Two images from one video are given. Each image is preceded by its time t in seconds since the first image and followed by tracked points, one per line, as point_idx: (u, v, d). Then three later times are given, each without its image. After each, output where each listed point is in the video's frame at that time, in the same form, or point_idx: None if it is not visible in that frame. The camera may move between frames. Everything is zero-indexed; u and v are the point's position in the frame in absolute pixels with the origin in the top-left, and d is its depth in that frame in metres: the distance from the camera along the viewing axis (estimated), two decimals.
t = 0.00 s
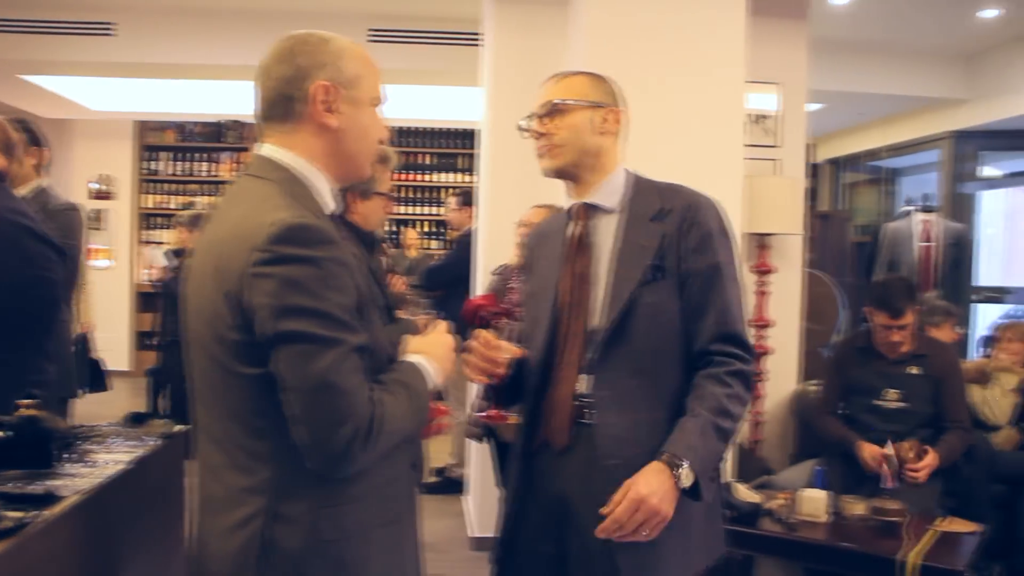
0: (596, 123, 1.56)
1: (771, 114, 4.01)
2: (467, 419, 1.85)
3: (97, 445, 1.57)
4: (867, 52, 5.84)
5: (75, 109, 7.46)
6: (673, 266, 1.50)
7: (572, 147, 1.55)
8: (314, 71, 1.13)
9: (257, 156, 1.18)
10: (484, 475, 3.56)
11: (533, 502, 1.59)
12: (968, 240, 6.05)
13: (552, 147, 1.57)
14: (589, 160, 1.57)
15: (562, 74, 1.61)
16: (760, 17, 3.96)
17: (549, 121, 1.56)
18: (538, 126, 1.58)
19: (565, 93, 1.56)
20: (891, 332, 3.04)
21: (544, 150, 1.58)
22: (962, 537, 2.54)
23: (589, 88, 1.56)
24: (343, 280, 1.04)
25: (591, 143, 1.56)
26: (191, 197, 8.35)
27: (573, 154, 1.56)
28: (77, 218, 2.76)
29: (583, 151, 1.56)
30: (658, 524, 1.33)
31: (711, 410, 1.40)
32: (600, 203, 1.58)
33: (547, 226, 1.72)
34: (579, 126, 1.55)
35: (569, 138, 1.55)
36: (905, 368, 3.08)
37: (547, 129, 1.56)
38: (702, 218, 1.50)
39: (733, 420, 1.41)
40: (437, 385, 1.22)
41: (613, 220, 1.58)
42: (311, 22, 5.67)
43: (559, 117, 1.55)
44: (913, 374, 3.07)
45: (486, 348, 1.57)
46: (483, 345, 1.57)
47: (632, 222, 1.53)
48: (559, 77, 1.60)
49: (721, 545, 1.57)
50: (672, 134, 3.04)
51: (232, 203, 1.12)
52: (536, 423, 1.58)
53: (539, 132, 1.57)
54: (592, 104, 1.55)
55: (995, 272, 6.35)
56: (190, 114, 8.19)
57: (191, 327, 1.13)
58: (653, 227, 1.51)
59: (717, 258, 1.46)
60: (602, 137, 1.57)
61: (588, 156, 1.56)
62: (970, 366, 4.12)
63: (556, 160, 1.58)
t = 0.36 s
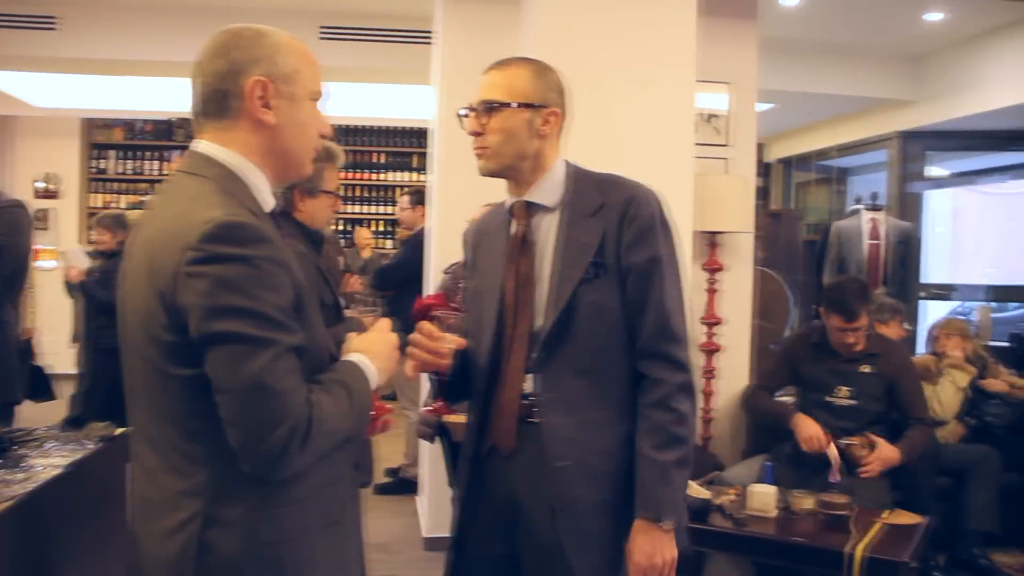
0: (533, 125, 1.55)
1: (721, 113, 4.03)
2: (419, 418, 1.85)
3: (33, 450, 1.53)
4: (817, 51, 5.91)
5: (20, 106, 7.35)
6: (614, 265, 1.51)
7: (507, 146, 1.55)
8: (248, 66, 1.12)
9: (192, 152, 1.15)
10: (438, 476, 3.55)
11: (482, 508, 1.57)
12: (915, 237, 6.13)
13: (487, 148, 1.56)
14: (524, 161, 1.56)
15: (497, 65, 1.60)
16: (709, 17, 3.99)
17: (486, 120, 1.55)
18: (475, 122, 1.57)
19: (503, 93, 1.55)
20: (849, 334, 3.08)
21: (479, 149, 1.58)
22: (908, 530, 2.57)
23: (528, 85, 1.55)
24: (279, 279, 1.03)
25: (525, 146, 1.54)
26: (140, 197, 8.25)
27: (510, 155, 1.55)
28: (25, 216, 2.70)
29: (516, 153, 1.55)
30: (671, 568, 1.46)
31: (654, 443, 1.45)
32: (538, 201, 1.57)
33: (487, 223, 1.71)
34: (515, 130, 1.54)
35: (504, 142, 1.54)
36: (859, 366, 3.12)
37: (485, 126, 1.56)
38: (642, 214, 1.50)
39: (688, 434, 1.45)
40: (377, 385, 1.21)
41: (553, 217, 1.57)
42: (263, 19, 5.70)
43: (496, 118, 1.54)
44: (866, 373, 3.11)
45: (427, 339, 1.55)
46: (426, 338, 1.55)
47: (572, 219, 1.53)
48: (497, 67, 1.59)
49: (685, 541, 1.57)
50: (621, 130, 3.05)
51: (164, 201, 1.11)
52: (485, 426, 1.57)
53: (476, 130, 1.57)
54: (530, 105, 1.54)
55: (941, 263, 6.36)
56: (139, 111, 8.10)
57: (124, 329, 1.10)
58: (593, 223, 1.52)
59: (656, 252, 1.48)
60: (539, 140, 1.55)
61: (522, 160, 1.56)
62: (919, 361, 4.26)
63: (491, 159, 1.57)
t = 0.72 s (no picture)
0: (461, 109, 1.54)
1: (658, 100, 4.06)
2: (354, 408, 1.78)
3: None
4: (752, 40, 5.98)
5: None
6: (544, 248, 1.51)
7: (435, 131, 1.54)
8: (166, 48, 1.09)
9: (113, 136, 1.13)
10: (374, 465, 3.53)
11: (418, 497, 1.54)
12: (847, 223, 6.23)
13: (416, 133, 1.55)
14: (453, 146, 1.55)
15: (425, 48, 1.59)
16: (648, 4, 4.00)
17: (414, 105, 1.54)
18: (402, 108, 1.55)
19: (429, 78, 1.54)
20: (785, 323, 3.13)
21: (407, 134, 1.57)
22: (837, 509, 2.62)
23: (455, 69, 1.55)
24: (200, 267, 1.01)
25: (453, 130, 1.54)
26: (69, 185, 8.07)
27: (437, 141, 1.54)
28: None
29: (444, 138, 1.54)
30: (597, 547, 1.53)
31: (582, 433, 1.47)
32: (469, 184, 1.56)
33: (417, 208, 1.69)
34: (443, 114, 1.53)
35: (432, 127, 1.53)
36: (793, 353, 3.19)
37: (412, 111, 1.54)
38: (571, 197, 1.52)
39: (613, 419, 1.48)
40: (306, 373, 1.19)
41: (482, 202, 1.57)
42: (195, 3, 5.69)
43: (424, 103, 1.53)
44: (800, 359, 3.17)
45: (356, 334, 1.56)
46: (354, 331, 1.56)
47: (502, 204, 1.52)
48: (422, 51, 1.58)
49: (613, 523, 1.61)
50: (554, 115, 3.05)
51: (84, 187, 1.08)
52: (422, 415, 1.56)
53: (403, 115, 1.55)
54: (456, 87, 1.54)
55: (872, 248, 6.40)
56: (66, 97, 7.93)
57: (44, 318, 1.07)
58: (524, 208, 1.52)
59: (587, 236, 1.49)
60: (468, 124, 1.55)
61: (452, 144, 1.55)
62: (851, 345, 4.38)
63: (420, 145, 1.56)
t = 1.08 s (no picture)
0: (391, 107, 1.53)
1: (589, 94, 4.15)
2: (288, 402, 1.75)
3: None
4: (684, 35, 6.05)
5: None
6: (477, 241, 1.51)
7: (363, 130, 1.52)
8: (82, 38, 1.06)
9: (28, 129, 1.09)
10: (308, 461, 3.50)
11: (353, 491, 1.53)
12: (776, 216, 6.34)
13: (345, 131, 1.54)
14: (383, 144, 1.54)
15: (355, 45, 1.58)
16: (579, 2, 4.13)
17: (343, 103, 1.52)
18: (331, 106, 1.54)
19: (358, 75, 1.52)
20: (714, 316, 3.16)
21: (336, 131, 1.55)
22: (766, 497, 2.67)
23: (386, 66, 1.53)
24: (121, 263, 1.00)
25: (383, 128, 1.53)
26: None
27: (367, 139, 1.53)
28: None
29: (373, 135, 1.53)
30: (533, 538, 1.54)
31: (515, 424, 1.48)
32: (397, 180, 1.55)
33: (346, 204, 1.67)
34: (373, 111, 1.52)
35: (361, 125, 1.52)
36: (722, 345, 3.23)
37: (341, 108, 1.52)
38: (503, 192, 1.52)
39: (546, 411, 1.48)
40: (232, 370, 1.17)
41: (412, 198, 1.55)
42: None
43: (354, 100, 1.52)
44: (731, 351, 3.21)
45: (302, 339, 1.51)
46: (299, 338, 1.51)
47: (433, 199, 1.52)
48: (351, 49, 1.57)
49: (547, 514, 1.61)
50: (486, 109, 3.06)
51: None
52: (355, 411, 1.54)
53: (332, 113, 1.53)
54: (386, 85, 1.52)
55: (804, 241, 6.45)
56: None
57: None
58: (455, 202, 1.52)
59: (517, 229, 1.50)
60: (398, 121, 1.54)
61: (381, 141, 1.54)
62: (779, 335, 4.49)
63: (348, 142, 1.54)
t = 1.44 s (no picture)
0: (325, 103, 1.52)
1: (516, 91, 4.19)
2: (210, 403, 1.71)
3: None
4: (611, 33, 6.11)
5: None
6: (404, 239, 1.51)
7: (297, 125, 1.50)
8: None
9: None
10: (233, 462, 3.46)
11: (273, 490, 1.51)
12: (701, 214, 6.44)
13: (278, 125, 1.52)
14: (316, 140, 1.52)
15: (291, 42, 1.56)
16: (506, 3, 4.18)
17: (277, 98, 1.50)
18: (264, 100, 1.52)
19: (293, 70, 1.51)
20: (640, 312, 3.23)
21: (268, 125, 1.53)
22: (690, 490, 2.72)
23: (319, 63, 1.52)
24: (56, 255, 1.01)
25: (317, 123, 1.51)
26: None
27: (299, 134, 1.51)
28: None
29: (306, 130, 1.51)
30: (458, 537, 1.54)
31: (441, 422, 1.48)
32: (328, 176, 1.53)
33: (274, 201, 1.65)
34: (307, 107, 1.50)
35: (295, 119, 1.50)
36: (649, 342, 3.27)
37: (275, 103, 1.50)
38: (431, 191, 1.52)
39: (470, 409, 1.49)
40: (162, 361, 1.18)
41: (341, 195, 1.54)
42: None
43: (288, 96, 1.50)
44: (655, 347, 3.27)
45: (230, 335, 1.50)
46: (227, 333, 1.50)
47: (361, 195, 1.51)
48: (286, 45, 1.56)
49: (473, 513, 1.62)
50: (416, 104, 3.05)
51: None
52: (279, 407, 1.53)
53: (266, 107, 1.51)
54: (320, 82, 1.51)
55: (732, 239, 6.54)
56: None
57: None
58: (384, 200, 1.52)
59: (444, 228, 1.51)
60: (331, 118, 1.53)
61: (314, 137, 1.52)
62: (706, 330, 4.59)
63: (280, 137, 1.52)
